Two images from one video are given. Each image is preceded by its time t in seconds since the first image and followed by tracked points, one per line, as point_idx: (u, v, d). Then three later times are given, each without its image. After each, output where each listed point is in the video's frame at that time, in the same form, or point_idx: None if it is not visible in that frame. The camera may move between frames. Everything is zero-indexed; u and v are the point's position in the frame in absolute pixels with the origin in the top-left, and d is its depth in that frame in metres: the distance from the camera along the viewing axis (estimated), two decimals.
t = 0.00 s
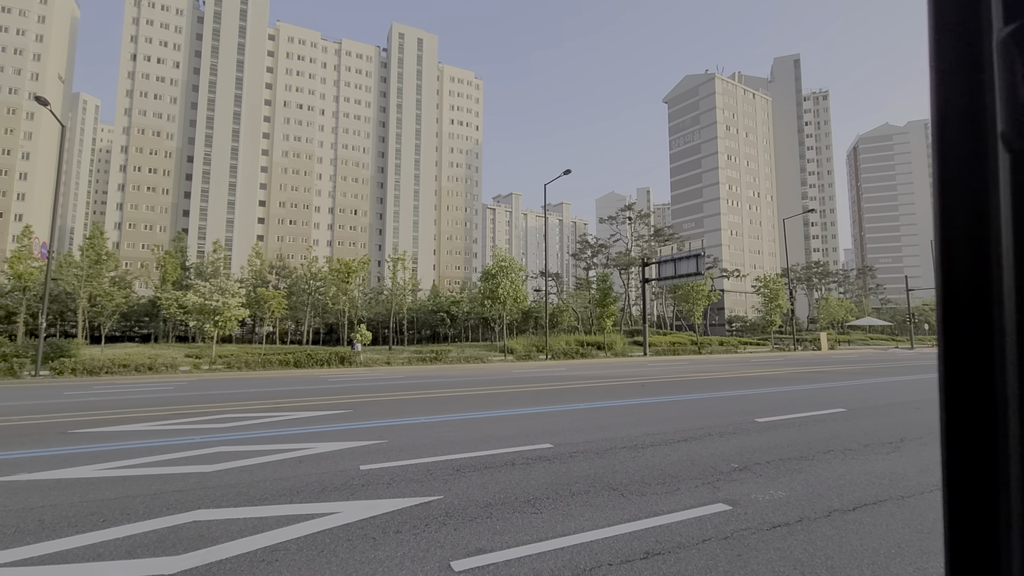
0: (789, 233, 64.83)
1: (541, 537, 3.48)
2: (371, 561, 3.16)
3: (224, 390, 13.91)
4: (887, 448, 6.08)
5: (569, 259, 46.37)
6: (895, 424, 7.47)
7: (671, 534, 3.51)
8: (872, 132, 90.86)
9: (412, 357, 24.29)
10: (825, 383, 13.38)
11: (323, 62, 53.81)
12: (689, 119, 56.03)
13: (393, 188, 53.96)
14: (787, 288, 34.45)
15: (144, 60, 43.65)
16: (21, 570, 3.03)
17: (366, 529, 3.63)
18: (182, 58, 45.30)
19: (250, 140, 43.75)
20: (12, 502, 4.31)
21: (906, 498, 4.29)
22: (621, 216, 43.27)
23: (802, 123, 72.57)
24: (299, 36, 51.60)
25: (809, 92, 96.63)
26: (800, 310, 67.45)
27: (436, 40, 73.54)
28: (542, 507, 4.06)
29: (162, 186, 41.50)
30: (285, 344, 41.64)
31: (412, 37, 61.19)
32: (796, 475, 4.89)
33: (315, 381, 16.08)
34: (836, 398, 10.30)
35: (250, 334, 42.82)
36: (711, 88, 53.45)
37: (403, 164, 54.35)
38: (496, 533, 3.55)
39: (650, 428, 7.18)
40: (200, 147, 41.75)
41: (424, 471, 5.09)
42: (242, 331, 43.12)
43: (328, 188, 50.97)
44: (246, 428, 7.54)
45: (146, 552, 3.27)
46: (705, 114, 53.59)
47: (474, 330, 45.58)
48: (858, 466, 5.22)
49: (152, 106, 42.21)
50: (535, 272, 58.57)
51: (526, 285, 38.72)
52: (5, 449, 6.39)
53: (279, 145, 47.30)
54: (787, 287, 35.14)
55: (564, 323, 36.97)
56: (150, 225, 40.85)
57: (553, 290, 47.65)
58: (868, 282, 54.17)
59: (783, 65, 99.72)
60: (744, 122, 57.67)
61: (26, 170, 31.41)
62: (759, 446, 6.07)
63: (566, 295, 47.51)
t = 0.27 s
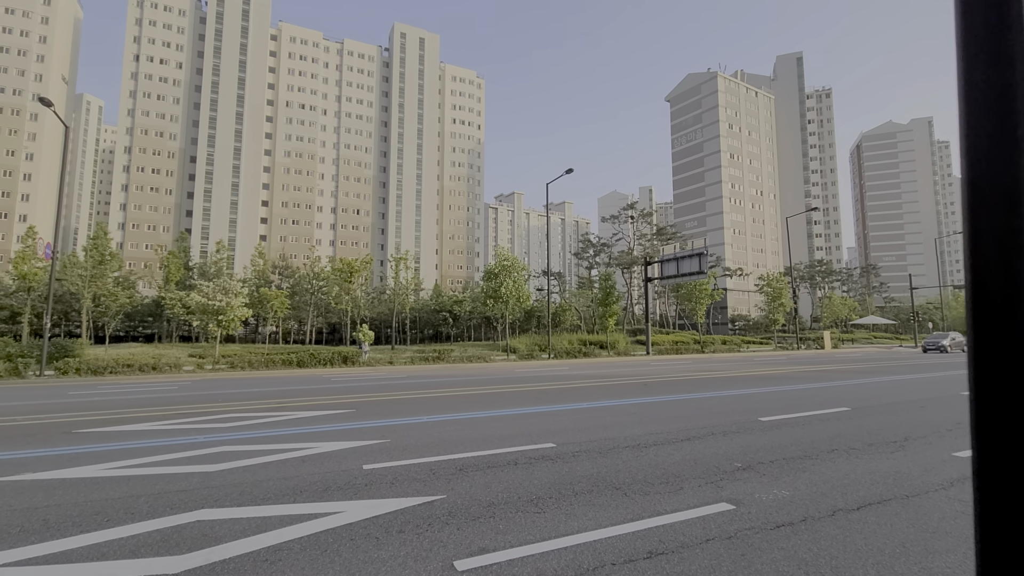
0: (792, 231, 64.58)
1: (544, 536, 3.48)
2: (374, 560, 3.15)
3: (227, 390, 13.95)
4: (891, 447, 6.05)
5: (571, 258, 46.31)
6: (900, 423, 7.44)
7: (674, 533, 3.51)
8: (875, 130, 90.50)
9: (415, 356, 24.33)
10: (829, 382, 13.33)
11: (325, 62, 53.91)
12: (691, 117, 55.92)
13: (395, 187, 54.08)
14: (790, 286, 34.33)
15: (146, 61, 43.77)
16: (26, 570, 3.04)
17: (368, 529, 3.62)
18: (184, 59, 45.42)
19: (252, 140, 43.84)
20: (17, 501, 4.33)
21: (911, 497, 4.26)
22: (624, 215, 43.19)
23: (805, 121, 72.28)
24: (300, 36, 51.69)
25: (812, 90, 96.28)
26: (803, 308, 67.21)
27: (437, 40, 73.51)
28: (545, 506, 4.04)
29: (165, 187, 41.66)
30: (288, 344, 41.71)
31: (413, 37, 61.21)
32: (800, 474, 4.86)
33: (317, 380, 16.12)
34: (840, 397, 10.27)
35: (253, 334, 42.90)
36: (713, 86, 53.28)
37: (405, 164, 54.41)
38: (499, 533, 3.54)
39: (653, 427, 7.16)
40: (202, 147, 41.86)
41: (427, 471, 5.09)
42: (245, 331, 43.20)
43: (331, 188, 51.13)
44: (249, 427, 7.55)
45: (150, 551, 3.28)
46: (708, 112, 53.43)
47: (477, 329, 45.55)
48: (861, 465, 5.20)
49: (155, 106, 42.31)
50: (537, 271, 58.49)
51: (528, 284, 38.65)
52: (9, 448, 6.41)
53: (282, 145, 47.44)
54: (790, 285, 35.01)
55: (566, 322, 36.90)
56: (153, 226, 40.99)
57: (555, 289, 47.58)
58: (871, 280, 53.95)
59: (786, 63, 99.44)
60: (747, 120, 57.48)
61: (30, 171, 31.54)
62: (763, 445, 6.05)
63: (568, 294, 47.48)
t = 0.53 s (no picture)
0: (795, 230, 64.37)
1: (546, 536, 3.44)
2: (375, 560, 3.13)
3: (229, 389, 13.95)
4: (896, 445, 5.99)
5: (573, 257, 46.28)
6: (904, 422, 7.38)
7: (676, 533, 3.47)
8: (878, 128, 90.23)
9: (418, 355, 24.36)
10: (832, 381, 13.25)
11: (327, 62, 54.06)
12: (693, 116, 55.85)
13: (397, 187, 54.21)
14: (793, 285, 34.26)
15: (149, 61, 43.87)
16: (28, 569, 3.02)
17: (369, 529, 3.60)
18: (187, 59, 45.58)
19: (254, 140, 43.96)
20: (19, 501, 4.31)
21: (916, 496, 4.21)
22: (626, 214, 43.11)
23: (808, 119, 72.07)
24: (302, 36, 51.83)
25: (815, 88, 95.98)
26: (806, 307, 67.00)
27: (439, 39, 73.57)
28: (546, 506, 4.00)
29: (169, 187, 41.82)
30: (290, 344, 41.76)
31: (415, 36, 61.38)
32: (803, 473, 4.81)
33: (319, 380, 16.11)
34: (844, 396, 10.19)
35: (255, 334, 42.98)
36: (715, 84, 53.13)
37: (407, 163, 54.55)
38: (501, 532, 3.51)
39: (656, 426, 7.13)
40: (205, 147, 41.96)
41: (428, 470, 5.06)
42: (248, 331, 43.30)
43: (333, 188, 51.31)
44: (251, 427, 7.53)
45: (151, 551, 3.26)
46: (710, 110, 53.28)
47: (479, 329, 45.55)
48: (865, 464, 5.15)
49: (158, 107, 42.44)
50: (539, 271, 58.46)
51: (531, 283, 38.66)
52: (11, 448, 6.40)
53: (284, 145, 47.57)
54: (794, 284, 34.91)
55: (569, 321, 36.91)
56: (156, 226, 41.14)
57: (557, 288, 47.58)
58: (875, 279, 53.71)
59: (788, 61, 99.14)
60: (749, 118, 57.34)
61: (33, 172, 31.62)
62: (767, 444, 6.01)
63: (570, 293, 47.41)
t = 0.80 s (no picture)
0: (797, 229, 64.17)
1: (546, 537, 3.43)
2: (374, 562, 3.12)
3: (232, 390, 13.97)
4: (898, 445, 5.96)
5: (575, 257, 46.19)
6: (906, 421, 7.35)
7: (677, 534, 3.46)
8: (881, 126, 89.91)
9: (419, 355, 24.34)
10: (834, 381, 13.20)
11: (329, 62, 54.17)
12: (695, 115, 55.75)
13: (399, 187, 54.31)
14: (796, 284, 34.16)
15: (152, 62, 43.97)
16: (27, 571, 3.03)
17: (369, 530, 3.59)
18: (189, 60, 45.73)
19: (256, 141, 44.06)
20: (21, 502, 4.32)
21: (918, 496, 4.19)
22: (628, 213, 43.04)
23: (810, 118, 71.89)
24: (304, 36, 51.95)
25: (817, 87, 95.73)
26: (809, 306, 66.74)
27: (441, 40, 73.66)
28: (547, 506, 4.00)
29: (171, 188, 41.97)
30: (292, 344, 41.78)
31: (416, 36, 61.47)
32: (805, 473, 4.79)
33: (321, 381, 16.13)
34: (846, 395, 10.15)
35: (257, 334, 43.02)
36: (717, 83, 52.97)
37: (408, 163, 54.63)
38: (500, 533, 3.50)
39: (657, 426, 7.11)
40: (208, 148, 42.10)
41: (429, 470, 5.06)
42: (250, 331, 43.34)
43: (335, 188, 51.42)
44: (252, 427, 7.54)
45: (150, 553, 3.26)
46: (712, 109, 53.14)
47: (480, 329, 45.52)
48: (868, 464, 5.12)
49: (160, 108, 42.58)
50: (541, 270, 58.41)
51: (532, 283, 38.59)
52: (13, 449, 6.42)
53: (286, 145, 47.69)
54: (796, 283, 34.79)
55: (570, 321, 36.83)
56: (159, 226, 41.31)
57: (559, 288, 47.52)
58: (878, 278, 53.50)
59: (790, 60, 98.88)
60: (751, 117, 57.20)
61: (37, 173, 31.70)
62: (769, 444, 5.99)
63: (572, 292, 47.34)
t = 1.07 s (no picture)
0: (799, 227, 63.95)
1: (539, 538, 3.41)
2: (366, 563, 3.10)
3: (232, 390, 13.96)
4: (898, 445, 5.92)
5: (577, 256, 46.08)
6: (907, 421, 7.30)
7: (672, 535, 3.43)
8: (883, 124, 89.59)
9: (420, 355, 24.29)
10: (836, 380, 13.14)
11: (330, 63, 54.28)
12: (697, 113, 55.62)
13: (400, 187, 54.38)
14: (797, 283, 34.05)
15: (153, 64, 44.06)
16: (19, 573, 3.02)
17: (362, 531, 3.56)
18: (190, 61, 45.83)
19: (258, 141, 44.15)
20: (16, 504, 4.31)
21: (915, 497, 4.16)
22: (629, 212, 42.96)
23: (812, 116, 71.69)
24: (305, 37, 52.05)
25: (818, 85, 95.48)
26: (811, 305, 66.52)
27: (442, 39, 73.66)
28: (542, 507, 3.97)
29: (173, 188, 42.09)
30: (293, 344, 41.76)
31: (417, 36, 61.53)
32: (802, 473, 4.76)
33: (322, 381, 16.12)
34: (847, 394, 10.09)
35: (259, 334, 43.05)
36: (718, 81, 52.82)
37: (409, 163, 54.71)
38: (494, 534, 3.47)
39: (656, 426, 7.07)
40: (209, 149, 42.21)
41: (425, 471, 5.03)
42: (251, 331, 43.43)
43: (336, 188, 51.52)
44: (250, 428, 7.52)
45: (142, 554, 3.23)
46: (713, 107, 52.99)
47: (482, 328, 45.46)
48: (866, 464, 5.08)
49: (161, 109, 42.68)
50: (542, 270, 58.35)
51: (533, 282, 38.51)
52: (11, 450, 6.41)
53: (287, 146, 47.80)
54: (798, 281, 34.67)
55: (571, 321, 36.72)
56: (161, 227, 41.53)
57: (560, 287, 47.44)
58: (880, 276, 53.28)
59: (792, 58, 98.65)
60: (753, 115, 57.03)
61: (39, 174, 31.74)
62: (767, 443, 5.96)
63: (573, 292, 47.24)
